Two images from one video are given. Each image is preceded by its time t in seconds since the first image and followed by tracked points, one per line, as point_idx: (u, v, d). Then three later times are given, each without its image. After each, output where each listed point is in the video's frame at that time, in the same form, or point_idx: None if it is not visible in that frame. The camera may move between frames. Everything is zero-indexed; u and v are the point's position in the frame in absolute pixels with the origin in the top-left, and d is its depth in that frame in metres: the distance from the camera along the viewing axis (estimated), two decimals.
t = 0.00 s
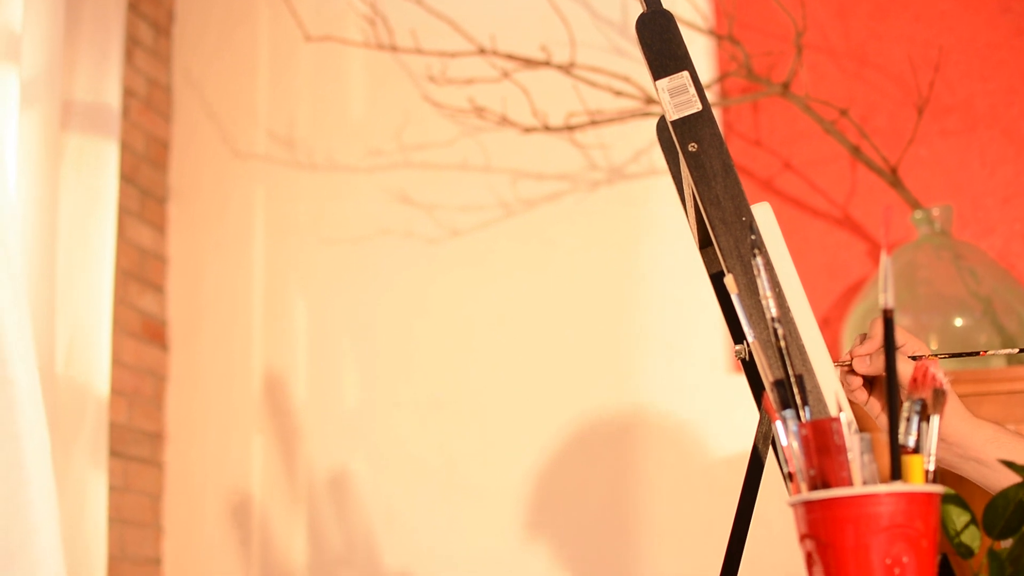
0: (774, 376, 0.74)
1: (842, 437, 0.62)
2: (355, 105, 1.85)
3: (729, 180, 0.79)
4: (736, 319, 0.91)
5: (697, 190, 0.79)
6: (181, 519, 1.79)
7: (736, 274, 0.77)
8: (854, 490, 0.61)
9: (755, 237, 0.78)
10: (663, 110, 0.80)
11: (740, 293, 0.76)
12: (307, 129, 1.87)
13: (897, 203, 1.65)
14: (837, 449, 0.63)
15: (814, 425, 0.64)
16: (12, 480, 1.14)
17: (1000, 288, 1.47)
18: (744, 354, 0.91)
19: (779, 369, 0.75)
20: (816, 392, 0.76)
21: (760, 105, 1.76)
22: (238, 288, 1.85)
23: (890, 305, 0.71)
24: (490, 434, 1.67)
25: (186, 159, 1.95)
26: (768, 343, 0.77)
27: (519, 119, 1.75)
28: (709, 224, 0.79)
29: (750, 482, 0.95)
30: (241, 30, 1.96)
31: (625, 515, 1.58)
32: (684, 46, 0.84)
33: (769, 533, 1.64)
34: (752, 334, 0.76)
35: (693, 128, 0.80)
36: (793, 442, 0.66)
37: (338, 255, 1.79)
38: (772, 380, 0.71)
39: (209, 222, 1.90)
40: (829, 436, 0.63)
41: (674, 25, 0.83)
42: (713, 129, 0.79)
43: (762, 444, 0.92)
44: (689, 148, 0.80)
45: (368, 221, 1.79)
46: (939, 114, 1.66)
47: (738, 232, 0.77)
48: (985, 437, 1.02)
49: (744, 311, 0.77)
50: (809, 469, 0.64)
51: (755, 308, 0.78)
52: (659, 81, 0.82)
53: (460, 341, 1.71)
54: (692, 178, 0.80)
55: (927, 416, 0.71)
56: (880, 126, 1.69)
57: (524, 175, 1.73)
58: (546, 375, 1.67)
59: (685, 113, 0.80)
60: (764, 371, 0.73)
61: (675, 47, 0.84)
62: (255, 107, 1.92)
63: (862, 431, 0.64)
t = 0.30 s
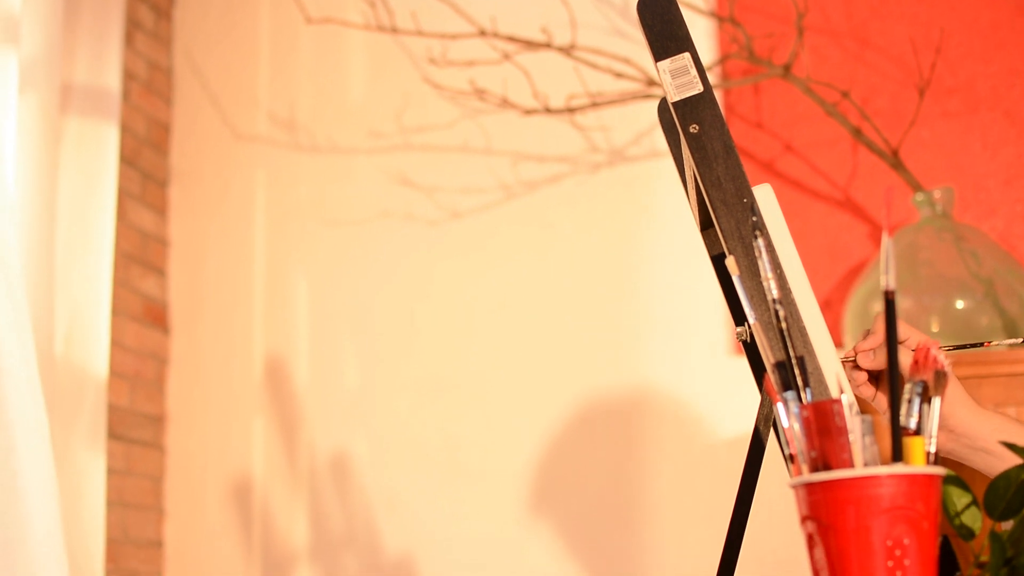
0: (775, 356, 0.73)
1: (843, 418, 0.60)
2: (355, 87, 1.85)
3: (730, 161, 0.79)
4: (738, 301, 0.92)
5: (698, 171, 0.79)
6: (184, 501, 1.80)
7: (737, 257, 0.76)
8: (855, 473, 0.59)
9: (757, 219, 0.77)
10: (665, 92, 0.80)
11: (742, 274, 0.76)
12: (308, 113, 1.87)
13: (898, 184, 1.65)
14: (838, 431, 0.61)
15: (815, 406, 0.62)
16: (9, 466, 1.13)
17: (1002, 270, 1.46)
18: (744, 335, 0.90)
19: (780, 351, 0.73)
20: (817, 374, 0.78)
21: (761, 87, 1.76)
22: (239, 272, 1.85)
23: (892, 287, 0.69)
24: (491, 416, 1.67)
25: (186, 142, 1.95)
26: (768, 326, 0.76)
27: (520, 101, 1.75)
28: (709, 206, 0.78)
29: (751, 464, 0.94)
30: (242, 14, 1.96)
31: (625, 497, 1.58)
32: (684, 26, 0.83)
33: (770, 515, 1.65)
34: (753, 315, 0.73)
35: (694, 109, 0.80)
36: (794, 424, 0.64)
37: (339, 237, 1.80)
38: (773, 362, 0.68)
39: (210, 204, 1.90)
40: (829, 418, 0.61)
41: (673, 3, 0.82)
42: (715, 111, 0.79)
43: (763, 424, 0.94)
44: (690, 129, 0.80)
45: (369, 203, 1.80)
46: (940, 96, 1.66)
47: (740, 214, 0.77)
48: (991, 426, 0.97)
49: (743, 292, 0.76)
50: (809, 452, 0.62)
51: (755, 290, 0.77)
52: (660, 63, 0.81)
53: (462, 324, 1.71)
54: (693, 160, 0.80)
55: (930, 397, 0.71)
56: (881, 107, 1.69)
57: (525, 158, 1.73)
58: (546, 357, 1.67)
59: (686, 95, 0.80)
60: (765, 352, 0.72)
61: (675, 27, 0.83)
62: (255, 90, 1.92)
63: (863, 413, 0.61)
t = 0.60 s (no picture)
0: (775, 341, 0.78)
1: (843, 403, 0.69)
2: (355, 73, 1.86)
3: (729, 145, 0.82)
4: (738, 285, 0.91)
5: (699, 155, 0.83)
6: (184, 486, 1.81)
7: (737, 241, 0.81)
8: (855, 456, 0.68)
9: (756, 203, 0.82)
10: (665, 77, 0.83)
11: (742, 258, 0.81)
12: (308, 97, 1.88)
13: (899, 169, 1.65)
14: (838, 416, 0.69)
15: (817, 392, 0.70)
16: None
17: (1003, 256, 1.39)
18: (744, 320, 0.92)
19: (779, 334, 0.79)
20: (816, 358, 0.81)
21: (761, 71, 1.76)
22: (240, 257, 1.87)
23: (892, 273, 0.76)
24: (490, 400, 1.67)
25: (188, 129, 1.96)
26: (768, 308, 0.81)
27: (520, 86, 1.75)
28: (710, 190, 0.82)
29: (750, 448, 0.95)
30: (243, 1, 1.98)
31: (624, 482, 1.57)
32: (685, 11, 0.85)
33: (770, 501, 1.64)
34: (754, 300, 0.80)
35: (695, 94, 0.83)
36: (795, 409, 0.73)
37: (338, 222, 1.81)
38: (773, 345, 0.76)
39: (210, 189, 1.91)
40: (830, 402, 0.69)
41: None
42: (714, 96, 0.82)
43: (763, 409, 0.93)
44: (691, 114, 0.83)
45: (369, 189, 1.80)
46: (940, 81, 1.66)
47: (740, 198, 0.81)
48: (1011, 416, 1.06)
49: (744, 276, 0.81)
50: (810, 436, 0.71)
51: (755, 275, 0.82)
52: (660, 48, 0.84)
53: (461, 309, 1.71)
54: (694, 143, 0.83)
55: (929, 380, 0.78)
56: (881, 93, 1.69)
57: (524, 143, 1.73)
58: (546, 341, 1.66)
59: (686, 80, 0.83)
60: (765, 336, 0.78)
61: (676, 12, 0.85)
62: (256, 77, 1.93)
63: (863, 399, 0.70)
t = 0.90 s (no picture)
0: (776, 324, 0.75)
1: (843, 384, 0.64)
2: (356, 55, 1.86)
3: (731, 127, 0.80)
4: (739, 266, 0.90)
5: (699, 136, 0.80)
6: (185, 467, 1.82)
7: (738, 222, 0.78)
8: (857, 438, 0.63)
9: (758, 184, 0.79)
10: (666, 57, 0.81)
11: (743, 240, 0.78)
12: (309, 79, 1.88)
13: (900, 151, 1.65)
14: (839, 396, 0.65)
15: (816, 372, 0.65)
16: None
17: (1004, 238, 1.36)
18: (746, 302, 0.92)
19: (780, 316, 0.76)
20: (818, 341, 0.81)
21: (762, 53, 1.76)
22: (241, 240, 1.87)
23: (894, 253, 0.74)
24: (491, 382, 1.67)
25: (189, 111, 1.97)
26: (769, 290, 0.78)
27: (521, 68, 1.75)
28: (711, 171, 0.80)
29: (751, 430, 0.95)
30: None
31: (623, 463, 1.57)
32: None
33: (771, 483, 1.63)
34: (754, 282, 0.77)
35: (695, 75, 0.80)
36: (795, 390, 0.68)
37: (339, 203, 1.81)
38: (775, 328, 0.73)
39: (211, 172, 1.92)
40: (830, 383, 0.65)
41: None
42: (715, 76, 0.79)
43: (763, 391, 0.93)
44: (691, 95, 0.80)
45: (369, 170, 1.80)
46: (941, 63, 1.66)
47: (741, 179, 0.78)
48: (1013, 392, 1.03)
49: (745, 258, 0.79)
50: (810, 417, 0.66)
51: (756, 255, 0.79)
52: (661, 28, 0.81)
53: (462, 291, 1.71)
54: (694, 125, 0.80)
55: (930, 361, 0.74)
56: (882, 75, 1.69)
57: (525, 124, 1.73)
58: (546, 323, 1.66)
59: (687, 60, 0.80)
60: (765, 318, 0.75)
61: None
62: (256, 59, 1.93)
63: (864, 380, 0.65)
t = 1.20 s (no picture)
0: (780, 305, 0.71)
1: (849, 364, 0.61)
2: (360, 37, 1.86)
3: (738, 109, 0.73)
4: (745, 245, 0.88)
5: (703, 119, 0.74)
6: (190, 448, 1.84)
7: (743, 204, 0.72)
8: (862, 419, 0.59)
9: (764, 165, 0.72)
10: (670, 37, 0.74)
11: (747, 222, 0.72)
12: (313, 61, 1.88)
13: (905, 132, 1.65)
14: (844, 376, 0.61)
15: (821, 352, 0.62)
16: None
17: (1009, 219, 1.29)
18: (751, 282, 0.90)
19: (785, 298, 0.71)
20: (823, 320, 0.70)
21: (767, 35, 1.75)
22: (245, 222, 1.88)
23: (898, 233, 0.70)
24: (495, 363, 1.67)
25: (192, 93, 1.98)
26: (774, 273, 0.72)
27: (525, 49, 1.75)
28: (716, 154, 0.73)
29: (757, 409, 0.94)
30: None
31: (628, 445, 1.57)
32: None
33: (774, 463, 1.62)
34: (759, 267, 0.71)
35: (700, 56, 0.74)
36: (800, 370, 0.64)
37: (344, 184, 1.81)
38: (779, 308, 0.69)
39: (216, 154, 1.93)
40: (836, 363, 0.61)
41: None
42: (722, 57, 0.72)
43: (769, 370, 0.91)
44: (696, 77, 0.74)
45: (374, 152, 1.81)
46: (946, 44, 1.66)
47: (746, 160, 0.72)
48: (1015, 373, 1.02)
49: (750, 240, 0.72)
50: (815, 398, 0.63)
51: (761, 237, 0.72)
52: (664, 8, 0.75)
53: (466, 272, 1.71)
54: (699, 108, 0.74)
55: (935, 343, 0.69)
56: (887, 56, 1.69)
57: (529, 106, 1.73)
58: (550, 304, 1.66)
59: (691, 41, 0.73)
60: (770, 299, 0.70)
61: None
62: (260, 42, 1.94)
63: (870, 360, 0.62)
